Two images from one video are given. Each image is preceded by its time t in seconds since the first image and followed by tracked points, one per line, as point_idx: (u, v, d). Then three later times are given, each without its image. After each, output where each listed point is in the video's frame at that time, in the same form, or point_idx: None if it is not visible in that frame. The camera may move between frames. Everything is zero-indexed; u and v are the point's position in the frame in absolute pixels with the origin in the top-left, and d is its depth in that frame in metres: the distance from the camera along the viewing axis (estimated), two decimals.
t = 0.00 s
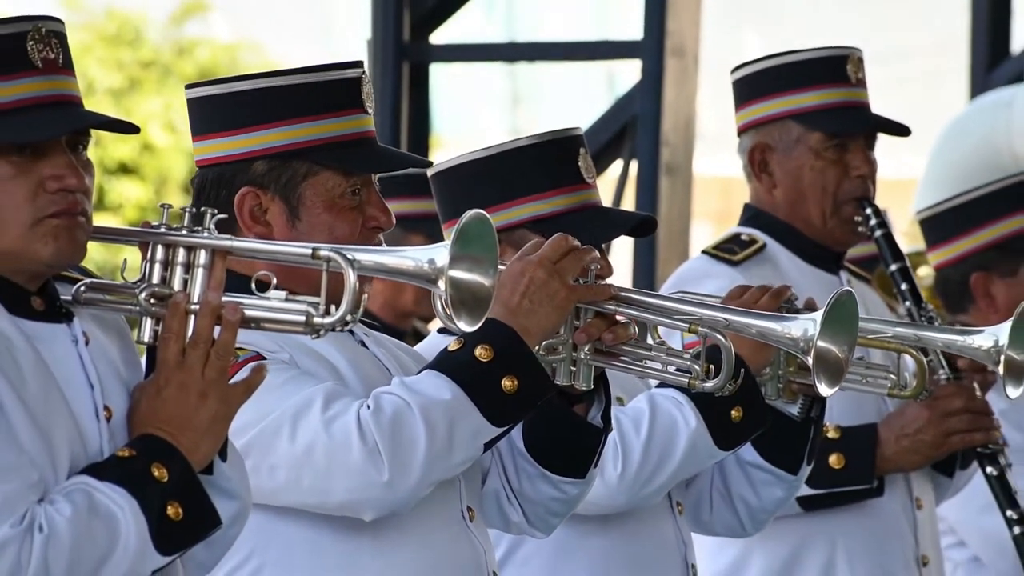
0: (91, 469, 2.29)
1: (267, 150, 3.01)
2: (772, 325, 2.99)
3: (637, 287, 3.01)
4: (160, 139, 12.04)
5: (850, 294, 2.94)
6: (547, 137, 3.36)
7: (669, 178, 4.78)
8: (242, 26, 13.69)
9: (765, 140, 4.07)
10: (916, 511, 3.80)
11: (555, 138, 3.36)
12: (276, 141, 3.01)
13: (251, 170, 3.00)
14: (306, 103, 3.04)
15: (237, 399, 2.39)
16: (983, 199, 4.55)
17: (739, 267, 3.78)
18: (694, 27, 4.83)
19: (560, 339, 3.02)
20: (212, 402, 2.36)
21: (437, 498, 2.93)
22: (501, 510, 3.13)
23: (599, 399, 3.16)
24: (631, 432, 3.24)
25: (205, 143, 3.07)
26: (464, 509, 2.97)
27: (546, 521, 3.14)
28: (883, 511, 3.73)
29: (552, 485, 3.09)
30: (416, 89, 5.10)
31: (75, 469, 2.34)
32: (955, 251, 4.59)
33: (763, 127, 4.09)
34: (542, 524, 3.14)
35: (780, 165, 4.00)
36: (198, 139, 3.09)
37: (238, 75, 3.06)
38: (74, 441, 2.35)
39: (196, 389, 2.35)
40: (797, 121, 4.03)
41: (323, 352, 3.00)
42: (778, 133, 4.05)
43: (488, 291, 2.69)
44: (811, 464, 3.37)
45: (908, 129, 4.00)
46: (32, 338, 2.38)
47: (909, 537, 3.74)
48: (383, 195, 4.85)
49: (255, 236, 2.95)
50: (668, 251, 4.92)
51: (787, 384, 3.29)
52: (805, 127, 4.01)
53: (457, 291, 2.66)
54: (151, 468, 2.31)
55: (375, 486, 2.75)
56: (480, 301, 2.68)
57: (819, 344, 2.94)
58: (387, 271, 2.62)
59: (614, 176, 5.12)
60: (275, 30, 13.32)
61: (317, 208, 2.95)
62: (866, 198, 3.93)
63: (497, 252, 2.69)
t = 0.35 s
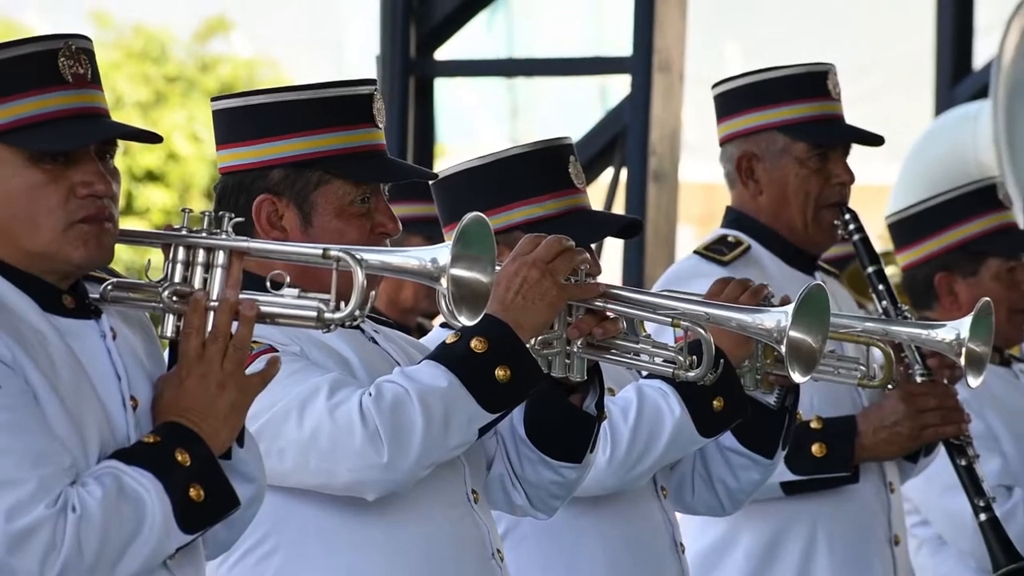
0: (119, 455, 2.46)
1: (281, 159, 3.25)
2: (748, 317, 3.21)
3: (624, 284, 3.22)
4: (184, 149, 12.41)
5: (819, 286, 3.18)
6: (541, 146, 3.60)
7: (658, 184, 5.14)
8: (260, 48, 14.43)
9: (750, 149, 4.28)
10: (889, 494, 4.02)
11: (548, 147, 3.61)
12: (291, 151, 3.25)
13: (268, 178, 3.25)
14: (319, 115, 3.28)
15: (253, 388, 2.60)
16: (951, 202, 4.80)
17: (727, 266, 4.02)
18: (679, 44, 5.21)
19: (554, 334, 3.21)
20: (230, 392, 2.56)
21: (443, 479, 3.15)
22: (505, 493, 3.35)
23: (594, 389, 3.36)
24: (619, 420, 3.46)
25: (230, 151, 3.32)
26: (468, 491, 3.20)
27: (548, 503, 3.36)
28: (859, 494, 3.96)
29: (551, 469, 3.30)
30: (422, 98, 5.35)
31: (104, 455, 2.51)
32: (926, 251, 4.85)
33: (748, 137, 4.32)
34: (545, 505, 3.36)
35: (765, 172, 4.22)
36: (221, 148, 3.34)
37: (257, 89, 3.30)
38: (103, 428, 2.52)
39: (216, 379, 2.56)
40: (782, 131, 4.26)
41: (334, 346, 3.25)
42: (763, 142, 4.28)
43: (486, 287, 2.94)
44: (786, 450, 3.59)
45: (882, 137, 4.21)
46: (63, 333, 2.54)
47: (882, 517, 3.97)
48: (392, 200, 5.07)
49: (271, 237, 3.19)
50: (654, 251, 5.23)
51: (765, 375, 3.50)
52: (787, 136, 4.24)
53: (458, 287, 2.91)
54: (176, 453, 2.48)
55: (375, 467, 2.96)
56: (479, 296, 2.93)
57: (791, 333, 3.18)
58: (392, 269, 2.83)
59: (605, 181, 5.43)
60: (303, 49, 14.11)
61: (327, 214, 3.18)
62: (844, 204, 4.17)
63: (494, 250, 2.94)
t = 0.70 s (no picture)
0: (146, 443, 2.66)
1: (292, 166, 3.50)
2: (723, 310, 3.46)
3: (609, 280, 3.47)
4: (205, 157, 12.93)
5: (791, 280, 3.44)
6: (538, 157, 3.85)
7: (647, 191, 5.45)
8: (274, 62, 14.79)
9: (732, 158, 4.53)
10: (863, 476, 4.34)
11: (544, 158, 3.86)
12: (301, 158, 3.50)
13: (279, 183, 3.50)
14: (328, 125, 3.53)
15: (270, 377, 2.79)
16: (916, 207, 5.11)
17: (711, 266, 4.27)
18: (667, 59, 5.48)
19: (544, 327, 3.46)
20: (248, 381, 2.75)
21: (442, 464, 3.39)
22: (501, 477, 3.60)
23: (583, 378, 3.61)
24: (608, 409, 3.71)
25: (244, 157, 3.58)
26: (465, 475, 3.43)
27: (542, 486, 3.60)
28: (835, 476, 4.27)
29: (545, 454, 3.55)
30: (427, 109, 5.84)
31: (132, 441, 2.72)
32: (894, 252, 5.11)
33: (728, 146, 4.57)
34: (539, 488, 3.60)
35: (748, 178, 4.46)
36: (236, 153, 3.60)
37: (271, 99, 3.55)
38: (130, 418, 2.73)
39: (235, 369, 2.74)
40: (765, 142, 4.50)
41: (338, 340, 3.51)
42: (745, 152, 4.52)
43: (485, 283, 3.15)
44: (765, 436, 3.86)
45: (853, 146, 4.41)
46: (92, 329, 2.75)
47: (857, 497, 4.30)
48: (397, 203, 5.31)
49: (281, 238, 3.44)
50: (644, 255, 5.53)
51: (745, 367, 3.77)
52: (768, 146, 4.49)
53: (460, 284, 3.12)
54: (198, 440, 2.67)
55: (376, 452, 3.19)
56: (479, 292, 3.14)
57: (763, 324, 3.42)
58: (399, 266, 3.06)
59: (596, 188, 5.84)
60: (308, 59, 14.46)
61: (334, 218, 3.44)
62: (821, 209, 4.44)
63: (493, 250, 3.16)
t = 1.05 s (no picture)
0: (165, 436, 2.84)
1: (301, 171, 3.69)
2: (709, 311, 3.64)
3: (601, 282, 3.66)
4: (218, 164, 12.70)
5: (774, 285, 3.62)
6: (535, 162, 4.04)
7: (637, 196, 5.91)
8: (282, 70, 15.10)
9: (719, 163, 4.77)
10: (844, 467, 4.62)
11: (542, 163, 4.05)
12: (309, 163, 3.69)
13: (288, 188, 3.69)
14: (336, 133, 3.72)
15: (278, 376, 2.96)
16: (895, 211, 5.30)
17: (700, 267, 4.51)
18: (656, 70, 5.92)
19: (541, 326, 3.62)
20: (259, 377, 2.93)
21: (442, 458, 3.55)
22: (500, 467, 3.79)
23: (578, 375, 3.78)
24: (602, 404, 3.90)
25: (256, 161, 3.75)
26: (465, 467, 3.59)
27: (539, 476, 3.78)
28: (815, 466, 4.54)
29: (541, 447, 3.72)
30: (428, 121, 6.06)
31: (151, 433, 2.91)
32: (873, 255, 5.32)
33: (715, 151, 4.83)
34: (536, 479, 3.78)
35: (734, 183, 4.71)
36: (247, 158, 3.78)
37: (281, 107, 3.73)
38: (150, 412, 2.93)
39: (248, 365, 2.92)
40: (749, 148, 4.76)
41: (344, 338, 3.68)
42: (730, 158, 4.76)
43: (485, 283, 3.29)
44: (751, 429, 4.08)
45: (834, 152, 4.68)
46: (113, 328, 2.94)
47: (839, 486, 4.58)
48: (403, 208, 5.50)
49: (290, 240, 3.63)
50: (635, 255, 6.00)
51: (733, 364, 3.95)
52: (753, 152, 4.74)
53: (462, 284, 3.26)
54: (213, 433, 2.85)
55: (378, 446, 3.35)
56: (480, 292, 3.28)
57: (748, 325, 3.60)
58: (404, 267, 3.21)
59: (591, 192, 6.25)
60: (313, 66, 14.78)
61: (341, 222, 3.63)
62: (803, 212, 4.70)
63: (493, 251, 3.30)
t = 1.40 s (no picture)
0: (178, 429, 3.00)
1: (313, 177, 3.83)
2: (706, 313, 3.80)
3: (603, 284, 3.80)
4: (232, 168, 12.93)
5: (770, 286, 3.79)
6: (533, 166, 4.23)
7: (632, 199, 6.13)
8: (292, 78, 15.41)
9: (706, 170, 5.06)
10: (827, 458, 4.90)
11: (540, 168, 4.25)
12: (320, 169, 3.83)
13: (300, 193, 3.84)
14: (347, 139, 3.86)
15: (288, 371, 3.10)
16: (879, 215, 5.48)
17: (687, 268, 4.79)
18: (651, 79, 6.13)
19: (544, 326, 3.79)
20: (270, 372, 3.07)
21: (449, 453, 3.64)
22: (506, 460, 3.93)
23: (581, 373, 3.93)
24: (598, 400, 4.06)
25: (270, 169, 3.91)
26: (471, 462, 3.69)
27: (543, 469, 3.93)
28: (801, 457, 4.80)
29: (546, 442, 3.86)
30: (433, 129, 6.24)
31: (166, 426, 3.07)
32: (858, 256, 5.50)
33: (703, 158, 5.10)
34: (540, 473, 3.93)
35: (720, 188, 5.00)
36: (263, 165, 3.93)
37: (293, 117, 3.88)
38: (165, 409, 3.09)
39: (258, 361, 3.06)
40: (734, 155, 5.04)
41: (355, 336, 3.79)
42: (716, 164, 5.05)
43: (485, 283, 3.41)
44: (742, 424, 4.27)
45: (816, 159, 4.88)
46: (131, 326, 3.11)
47: (824, 477, 4.84)
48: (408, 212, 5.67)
49: (303, 243, 3.76)
50: (631, 256, 6.27)
51: (722, 360, 4.15)
52: (739, 159, 5.03)
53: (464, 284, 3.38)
54: (225, 427, 3.00)
55: (388, 442, 3.43)
56: (481, 291, 3.41)
57: (744, 326, 3.77)
58: (408, 268, 3.33)
59: (587, 197, 6.50)
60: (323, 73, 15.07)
61: (353, 224, 3.76)
62: (787, 216, 4.98)
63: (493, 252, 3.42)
